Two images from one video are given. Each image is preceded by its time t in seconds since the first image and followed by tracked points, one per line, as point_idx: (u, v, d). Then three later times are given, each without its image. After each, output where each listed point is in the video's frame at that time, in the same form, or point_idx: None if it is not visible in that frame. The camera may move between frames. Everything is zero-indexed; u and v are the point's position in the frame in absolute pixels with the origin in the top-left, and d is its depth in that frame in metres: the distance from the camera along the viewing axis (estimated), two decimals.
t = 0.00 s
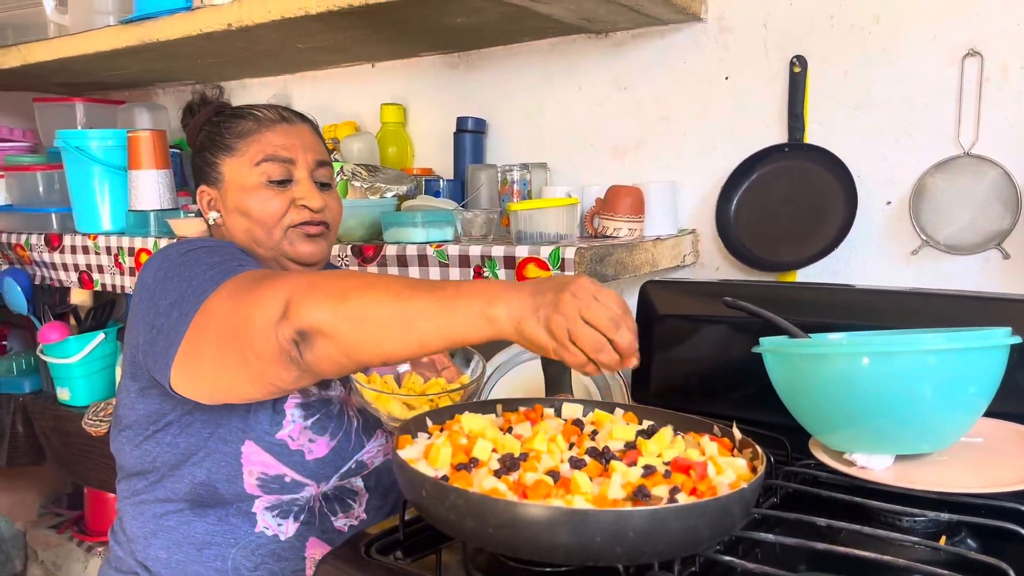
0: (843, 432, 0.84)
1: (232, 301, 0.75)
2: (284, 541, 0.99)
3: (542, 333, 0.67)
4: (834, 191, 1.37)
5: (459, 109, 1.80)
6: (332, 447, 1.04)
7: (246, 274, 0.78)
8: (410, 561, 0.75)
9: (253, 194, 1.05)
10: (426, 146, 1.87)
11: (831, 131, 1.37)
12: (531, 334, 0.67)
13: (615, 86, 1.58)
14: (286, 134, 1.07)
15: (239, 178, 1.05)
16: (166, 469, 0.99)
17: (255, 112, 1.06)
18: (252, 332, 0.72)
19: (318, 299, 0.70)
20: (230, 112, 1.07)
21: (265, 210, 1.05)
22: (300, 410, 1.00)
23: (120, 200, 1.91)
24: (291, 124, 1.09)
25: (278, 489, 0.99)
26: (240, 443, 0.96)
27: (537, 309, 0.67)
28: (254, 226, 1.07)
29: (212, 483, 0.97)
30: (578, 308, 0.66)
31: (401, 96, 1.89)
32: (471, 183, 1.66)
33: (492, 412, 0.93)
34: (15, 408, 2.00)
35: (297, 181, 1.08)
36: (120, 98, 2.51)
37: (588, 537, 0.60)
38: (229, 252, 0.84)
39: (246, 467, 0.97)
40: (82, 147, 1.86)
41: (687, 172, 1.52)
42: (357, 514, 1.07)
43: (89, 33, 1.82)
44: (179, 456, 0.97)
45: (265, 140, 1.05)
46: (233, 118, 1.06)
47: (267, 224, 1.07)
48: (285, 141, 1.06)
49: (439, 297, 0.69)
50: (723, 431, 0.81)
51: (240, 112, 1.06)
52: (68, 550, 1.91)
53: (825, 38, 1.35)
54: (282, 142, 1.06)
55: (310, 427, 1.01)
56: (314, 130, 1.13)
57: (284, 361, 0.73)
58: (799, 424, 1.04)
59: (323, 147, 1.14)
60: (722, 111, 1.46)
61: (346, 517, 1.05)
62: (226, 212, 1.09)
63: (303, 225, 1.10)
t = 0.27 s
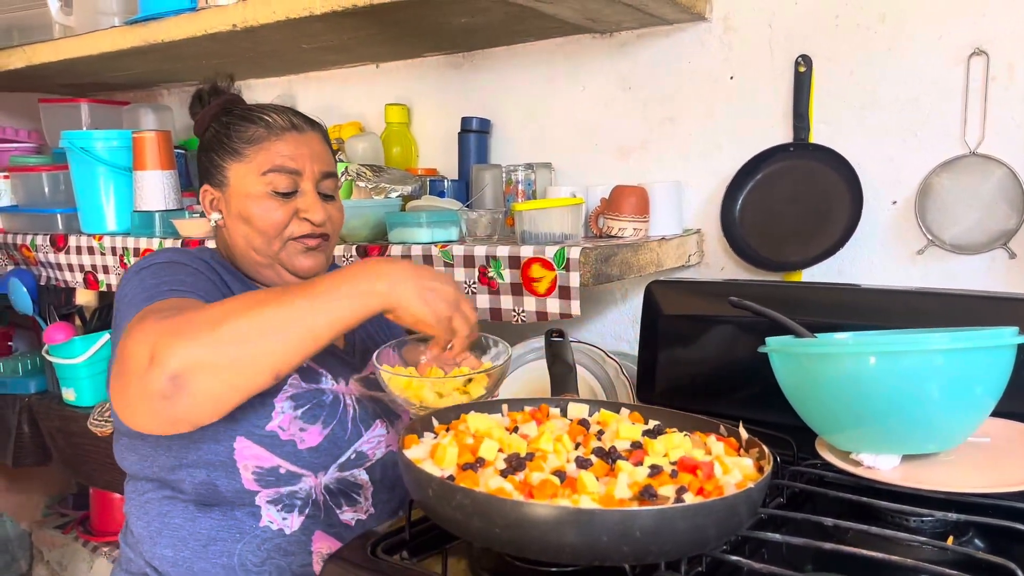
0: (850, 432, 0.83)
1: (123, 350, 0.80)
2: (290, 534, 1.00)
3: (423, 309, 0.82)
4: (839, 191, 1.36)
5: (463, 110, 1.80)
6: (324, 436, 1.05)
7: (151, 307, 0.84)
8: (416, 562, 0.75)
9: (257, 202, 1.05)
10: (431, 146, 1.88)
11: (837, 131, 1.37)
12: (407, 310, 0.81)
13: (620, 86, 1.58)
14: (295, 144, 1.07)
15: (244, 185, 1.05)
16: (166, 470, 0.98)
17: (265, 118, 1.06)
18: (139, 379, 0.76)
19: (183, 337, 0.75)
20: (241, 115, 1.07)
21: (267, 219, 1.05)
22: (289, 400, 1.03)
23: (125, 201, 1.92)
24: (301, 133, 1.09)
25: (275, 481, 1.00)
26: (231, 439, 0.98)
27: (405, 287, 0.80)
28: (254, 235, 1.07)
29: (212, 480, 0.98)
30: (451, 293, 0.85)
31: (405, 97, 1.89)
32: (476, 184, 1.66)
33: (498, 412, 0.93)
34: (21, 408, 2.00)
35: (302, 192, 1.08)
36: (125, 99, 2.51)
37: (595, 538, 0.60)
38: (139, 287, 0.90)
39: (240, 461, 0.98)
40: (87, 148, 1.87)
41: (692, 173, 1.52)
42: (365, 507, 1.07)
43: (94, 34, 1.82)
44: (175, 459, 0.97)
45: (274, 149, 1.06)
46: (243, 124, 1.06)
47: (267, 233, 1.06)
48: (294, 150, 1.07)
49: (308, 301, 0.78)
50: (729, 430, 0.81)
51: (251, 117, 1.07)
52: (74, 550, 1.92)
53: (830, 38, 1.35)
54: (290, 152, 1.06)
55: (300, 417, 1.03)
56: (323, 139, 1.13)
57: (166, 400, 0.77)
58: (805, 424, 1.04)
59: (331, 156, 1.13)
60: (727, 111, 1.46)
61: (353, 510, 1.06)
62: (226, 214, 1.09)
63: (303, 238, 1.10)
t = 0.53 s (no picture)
0: (854, 433, 0.83)
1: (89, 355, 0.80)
2: (275, 538, 1.00)
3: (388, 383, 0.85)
4: (842, 190, 1.36)
5: (466, 110, 1.80)
6: (303, 437, 1.03)
7: (126, 313, 0.85)
8: (418, 562, 0.75)
9: (246, 198, 1.06)
10: (434, 146, 1.88)
11: (841, 131, 1.36)
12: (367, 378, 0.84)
13: (623, 86, 1.57)
14: (281, 138, 1.09)
15: (233, 181, 1.07)
16: (154, 474, 0.99)
17: (251, 115, 1.08)
18: (99, 388, 0.77)
19: (154, 356, 0.77)
20: (228, 114, 1.08)
21: (256, 214, 1.06)
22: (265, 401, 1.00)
23: (128, 201, 1.92)
24: (288, 128, 1.10)
25: (254, 483, 1.00)
26: (210, 443, 0.98)
27: (375, 360, 0.84)
28: (244, 231, 1.07)
29: (195, 484, 0.99)
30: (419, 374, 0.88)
31: (408, 97, 1.89)
32: (479, 184, 1.66)
33: (501, 412, 0.93)
34: (25, 408, 2.01)
35: (290, 186, 1.08)
36: (129, 99, 2.52)
37: (599, 538, 0.60)
38: (118, 290, 0.90)
39: (220, 463, 0.98)
40: (90, 148, 1.87)
41: (695, 172, 1.51)
42: (353, 512, 1.06)
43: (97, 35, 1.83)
44: (160, 463, 0.98)
45: (260, 143, 1.07)
46: (230, 121, 1.08)
47: (257, 229, 1.06)
48: (281, 144, 1.08)
49: (284, 348, 0.81)
50: (733, 430, 0.81)
51: (238, 115, 1.08)
52: (79, 550, 1.93)
53: (834, 37, 1.34)
54: (276, 145, 1.07)
55: (278, 418, 1.01)
56: (311, 136, 1.14)
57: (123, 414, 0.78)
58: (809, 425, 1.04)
59: (319, 151, 1.14)
60: (730, 111, 1.46)
61: (341, 514, 1.05)
62: (218, 214, 1.09)
63: (295, 233, 1.10)
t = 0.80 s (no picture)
0: (860, 434, 0.83)
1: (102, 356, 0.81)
2: (273, 544, 0.99)
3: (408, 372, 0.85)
4: (847, 189, 1.36)
5: (470, 110, 1.80)
6: (300, 445, 1.02)
7: (136, 315, 0.85)
8: (424, 563, 0.75)
9: (243, 197, 1.06)
10: (438, 146, 1.88)
11: (845, 130, 1.36)
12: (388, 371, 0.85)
13: (627, 86, 1.57)
14: (278, 136, 1.09)
15: (229, 180, 1.07)
16: (153, 477, 1.00)
17: (247, 113, 1.08)
18: (114, 389, 0.78)
19: (169, 356, 0.77)
20: (225, 113, 1.08)
21: (254, 213, 1.06)
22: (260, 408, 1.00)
23: (133, 202, 1.92)
24: (284, 126, 1.10)
25: (250, 491, 1.00)
26: (206, 449, 0.97)
27: (395, 352, 0.84)
28: (242, 230, 1.07)
29: (192, 489, 0.99)
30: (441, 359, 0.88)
31: (412, 97, 1.89)
32: (483, 184, 1.66)
33: (506, 412, 0.93)
34: (30, 408, 2.01)
35: (288, 183, 1.08)
36: (133, 100, 2.52)
37: (604, 539, 0.60)
38: (124, 293, 0.90)
39: (216, 470, 0.98)
40: (95, 149, 1.88)
41: (699, 172, 1.51)
42: (351, 516, 1.06)
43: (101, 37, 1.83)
44: (158, 466, 0.99)
45: (256, 142, 1.07)
46: (226, 120, 1.08)
47: (255, 228, 1.06)
48: (278, 142, 1.08)
49: (300, 344, 0.81)
50: (738, 431, 0.81)
51: (234, 114, 1.08)
52: (84, 550, 1.93)
53: (838, 36, 1.34)
54: (273, 143, 1.07)
55: (274, 425, 1.01)
56: (308, 134, 1.14)
57: (136, 417, 0.79)
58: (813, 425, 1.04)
59: (317, 148, 1.14)
60: (734, 110, 1.46)
61: (340, 519, 1.05)
62: (216, 213, 1.10)
63: (293, 230, 1.10)
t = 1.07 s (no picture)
0: (864, 432, 0.83)
1: (131, 355, 0.77)
2: (280, 546, 0.99)
3: (445, 314, 0.77)
4: (850, 188, 1.36)
5: (472, 108, 1.80)
6: (312, 448, 1.03)
7: (154, 310, 0.82)
8: (426, 562, 0.75)
9: (246, 195, 1.06)
10: (440, 145, 1.87)
11: (848, 128, 1.36)
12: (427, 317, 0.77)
13: (629, 84, 1.57)
14: (279, 133, 1.08)
15: (232, 178, 1.06)
16: (157, 479, 1.00)
17: (248, 111, 1.07)
18: (149, 382, 0.73)
19: (199, 341, 0.72)
20: (225, 112, 1.08)
21: (256, 211, 1.05)
22: (274, 412, 1.01)
23: (135, 201, 1.92)
24: (285, 123, 1.10)
25: (262, 494, 0.99)
26: (218, 451, 0.98)
27: (430, 294, 0.77)
28: (245, 228, 1.07)
29: (199, 492, 0.98)
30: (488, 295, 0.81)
31: (414, 96, 1.89)
32: (485, 182, 1.66)
33: (508, 411, 0.92)
34: (33, 408, 2.01)
35: (290, 181, 1.08)
36: (135, 99, 2.52)
37: (606, 538, 0.59)
38: (144, 288, 0.88)
39: (227, 473, 0.98)
40: (97, 149, 1.88)
41: (702, 170, 1.51)
42: (359, 518, 1.06)
43: (103, 36, 1.83)
44: (165, 468, 0.98)
45: (258, 139, 1.07)
46: (227, 118, 1.07)
47: (259, 226, 1.06)
48: (279, 139, 1.08)
49: (328, 305, 0.74)
50: (741, 430, 0.81)
51: (235, 112, 1.08)
52: (87, 549, 1.93)
53: (841, 33, 1.34)
54: (275, 140, 1.07)
55: (286, 429, 1.02)
56: (309, 130, 1.14)
57: (178, 408, 0.74)
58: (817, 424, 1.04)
59: (318, 146, 1.14)
60: (737, 108, 1.45)
61: (347, 521, 1.05)
62: (218, 212, 1.09)
63: (296, 229, 1.10)
